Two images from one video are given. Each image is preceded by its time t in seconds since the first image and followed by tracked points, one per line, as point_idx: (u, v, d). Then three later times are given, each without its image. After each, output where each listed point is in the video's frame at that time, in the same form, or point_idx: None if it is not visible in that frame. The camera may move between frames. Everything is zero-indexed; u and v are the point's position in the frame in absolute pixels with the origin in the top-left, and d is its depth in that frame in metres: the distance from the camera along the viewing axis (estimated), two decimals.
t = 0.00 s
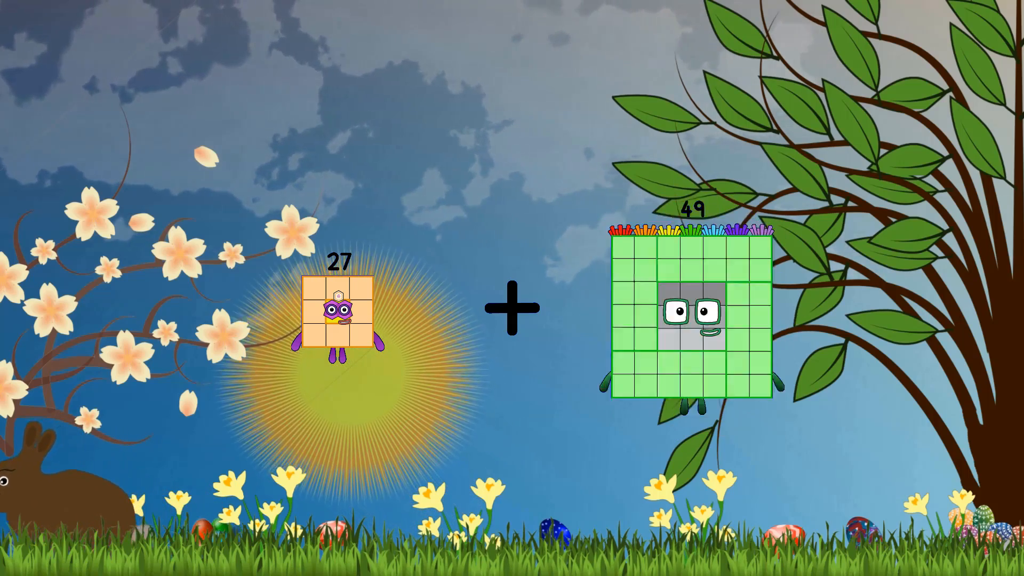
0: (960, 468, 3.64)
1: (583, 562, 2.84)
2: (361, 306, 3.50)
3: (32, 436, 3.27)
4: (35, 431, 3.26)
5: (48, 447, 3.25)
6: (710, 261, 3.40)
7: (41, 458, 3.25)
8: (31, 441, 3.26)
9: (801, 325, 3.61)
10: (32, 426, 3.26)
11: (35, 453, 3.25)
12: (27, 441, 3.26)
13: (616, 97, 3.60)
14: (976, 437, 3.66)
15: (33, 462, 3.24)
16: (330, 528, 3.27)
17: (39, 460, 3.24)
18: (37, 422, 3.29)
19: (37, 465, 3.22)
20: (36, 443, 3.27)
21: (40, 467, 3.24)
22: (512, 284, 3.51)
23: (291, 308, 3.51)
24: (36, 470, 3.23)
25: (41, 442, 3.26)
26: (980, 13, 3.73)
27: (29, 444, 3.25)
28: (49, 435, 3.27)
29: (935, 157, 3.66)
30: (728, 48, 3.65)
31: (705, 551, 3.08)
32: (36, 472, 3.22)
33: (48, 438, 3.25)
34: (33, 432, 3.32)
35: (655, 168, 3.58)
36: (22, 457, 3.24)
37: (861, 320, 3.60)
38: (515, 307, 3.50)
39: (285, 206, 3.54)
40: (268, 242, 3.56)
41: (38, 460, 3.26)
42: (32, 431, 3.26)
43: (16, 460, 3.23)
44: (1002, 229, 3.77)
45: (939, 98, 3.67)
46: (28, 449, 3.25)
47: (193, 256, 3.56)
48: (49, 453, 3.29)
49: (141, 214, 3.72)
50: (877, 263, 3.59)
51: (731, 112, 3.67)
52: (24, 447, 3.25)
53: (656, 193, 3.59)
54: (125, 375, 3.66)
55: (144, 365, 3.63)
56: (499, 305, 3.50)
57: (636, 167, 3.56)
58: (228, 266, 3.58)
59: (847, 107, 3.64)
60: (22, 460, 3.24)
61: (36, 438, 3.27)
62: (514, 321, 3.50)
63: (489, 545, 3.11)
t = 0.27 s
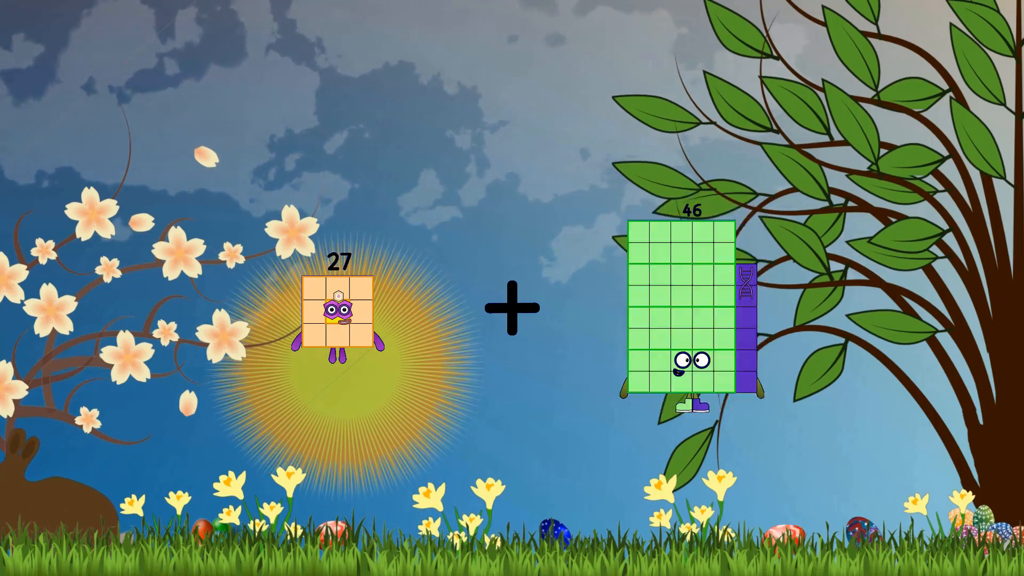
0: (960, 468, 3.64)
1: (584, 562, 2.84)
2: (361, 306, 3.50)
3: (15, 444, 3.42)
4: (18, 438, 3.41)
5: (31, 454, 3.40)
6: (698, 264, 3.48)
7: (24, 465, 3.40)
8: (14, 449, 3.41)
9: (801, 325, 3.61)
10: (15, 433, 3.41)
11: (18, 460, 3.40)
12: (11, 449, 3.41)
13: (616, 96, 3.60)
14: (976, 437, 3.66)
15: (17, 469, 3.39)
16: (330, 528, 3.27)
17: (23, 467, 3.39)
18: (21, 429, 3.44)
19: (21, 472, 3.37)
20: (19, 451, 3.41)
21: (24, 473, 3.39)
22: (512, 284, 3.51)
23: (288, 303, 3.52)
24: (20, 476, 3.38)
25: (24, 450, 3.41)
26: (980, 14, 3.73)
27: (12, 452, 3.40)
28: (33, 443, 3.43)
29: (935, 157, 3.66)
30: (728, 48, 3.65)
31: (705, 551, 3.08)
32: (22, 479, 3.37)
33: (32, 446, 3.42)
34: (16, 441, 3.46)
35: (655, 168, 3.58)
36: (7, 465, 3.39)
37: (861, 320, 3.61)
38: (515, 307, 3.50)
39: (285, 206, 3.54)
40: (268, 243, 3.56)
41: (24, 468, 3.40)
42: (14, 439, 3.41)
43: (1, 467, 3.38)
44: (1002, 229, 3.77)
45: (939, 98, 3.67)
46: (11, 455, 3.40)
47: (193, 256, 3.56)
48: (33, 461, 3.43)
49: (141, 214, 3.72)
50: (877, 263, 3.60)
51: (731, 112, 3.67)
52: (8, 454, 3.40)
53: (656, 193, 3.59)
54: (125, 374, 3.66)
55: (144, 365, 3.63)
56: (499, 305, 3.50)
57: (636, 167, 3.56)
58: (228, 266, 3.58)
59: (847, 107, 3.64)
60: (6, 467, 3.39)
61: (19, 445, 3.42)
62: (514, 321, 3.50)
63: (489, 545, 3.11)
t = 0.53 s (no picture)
0: (960, 468, 3.64)
1: (584, 562, 2.84)
2: (361, 306, 3.49)
3: (10, 446, 3.42)
4: (14, 440, 3.41)
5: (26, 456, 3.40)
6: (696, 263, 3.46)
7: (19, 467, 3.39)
8: (9, 451, 3.41)
9: (801, 325, 3.61)
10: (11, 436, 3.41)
11: (14, 462, 3.40)
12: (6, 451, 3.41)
13: (616, 96, 3.60)
14: (976, 437, 3.66)
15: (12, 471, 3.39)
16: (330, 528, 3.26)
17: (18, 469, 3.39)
18: (17, 431, 3.45)
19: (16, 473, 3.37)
20: (15, 453, 3.41)
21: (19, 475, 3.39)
22: (511, 284, 3.51)
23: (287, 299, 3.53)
24: (16, 477, 3.37)
25: (19, 452, 3.41)
26: (980, 13, 3.73)
27: (7, 454, 3.40)
28: (28, 445, 3.44)
29: (935, 157, 3.66)
30: (728, 48, 3.65)
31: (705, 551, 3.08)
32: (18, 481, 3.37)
33: (27, 448, 3.42)
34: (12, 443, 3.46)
35: (655, 168, 3.58)
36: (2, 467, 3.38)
37: (861, 320, 3.61)
38: (515, 307, 3.50)
39: (285, 206, 3.54)
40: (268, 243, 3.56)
41: (20, 470, 3.40)
42: (10, 441, 3.41)
43: None
44: (1002, 229, 3.77)
45: (939, 98, 3.67)
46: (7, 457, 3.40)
47: (193, 256, 3.56)
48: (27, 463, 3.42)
49: (141, 214, 3.72)
50: (877, 263, 3.60)
51: (731, 112, 3.67)
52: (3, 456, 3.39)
53: (656, 193, 3.59)
54: (125, 375, 3.66)
55: (144, 365, 3.63)
56: (499, 305, 3.50)
57: (636, 167, 3.56)
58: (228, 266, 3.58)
59: (847, 107, 3.64)
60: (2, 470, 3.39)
61: (15, 446, 3.42)
62: (514, 321, 3.50)
63: (489, 545, 3.11)
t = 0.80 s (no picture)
0: (960, 468, 3.64)
1: (584, 562, 2.84)
2: (361, 306, 3.50)
3: (7, 443, 3.43)
4: (10, 438, 3.41)
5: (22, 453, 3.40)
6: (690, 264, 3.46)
7: (16, 464, 3.39)
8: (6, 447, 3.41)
9: (801, 325, 3.61)
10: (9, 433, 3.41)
11: (11, 459, 3.40)
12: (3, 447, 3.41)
13: (616, 96, 3.60)
14: (975, 437, 3.66)
15: (9, 468, 3.39)
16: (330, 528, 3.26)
17: (15, 465, 3.39)
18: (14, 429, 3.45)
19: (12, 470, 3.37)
20: (11, 449, 3.41)
21: (16, 471, 3.39)
22: (511, 284, 3.51)
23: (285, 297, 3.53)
24: (13, 474, 3.38)
25: (16, 448, 3.41)
26: (980, 14, 3.73)
27: (3, 450, 3.40)
28: (25, 441, 3.44)
29: (934, 157, 3.66)
30: (727, 48, 3.65)
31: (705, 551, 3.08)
32: (15, 479, 3.37)
33: (24, 445, 3.42)
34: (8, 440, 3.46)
35: (655, 168, 3.58)
36: None
37: (861, 320, 3.61)
38: (515, 307, 3.50)
39: (285, 206, 3.54)
40: (268, 243, 3.56)
41: (16, 466, 3.40)
42: (7, 437, 3.42)
43: None
44: (1002, 229, 3.77)
45: (939, 98, 3.67)
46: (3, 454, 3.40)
47: (193, 256, 3.56)
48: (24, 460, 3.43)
49: (141, 214, 3.72)
50: (877, 263, 3.60)
51: (731, 112, 3.67)
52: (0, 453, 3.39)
53: (656, 193, 3.59)
54: (125, 375, 3.66)
55: (144, 365, 3.63)
56: (499, 305, 3.50)
57: (636, 167, 3.56)
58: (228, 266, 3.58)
59: (847, 107, 3.64)
60: None
61: (12, 443, 3.42)
62: (514, 321, 3.50)
63: (489, 545, 3.11)
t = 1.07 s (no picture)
0: (960, 468, 3.64)
1: (583, 562, 2.84)
2: (361, 307, 3.50)
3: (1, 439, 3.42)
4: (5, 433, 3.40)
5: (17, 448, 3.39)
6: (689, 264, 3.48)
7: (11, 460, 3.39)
8: None
9: (801, 325, 3.61)
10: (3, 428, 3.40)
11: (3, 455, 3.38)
12: None
13: (616, 96, 3.60)
14: (976, 437, 3.67)
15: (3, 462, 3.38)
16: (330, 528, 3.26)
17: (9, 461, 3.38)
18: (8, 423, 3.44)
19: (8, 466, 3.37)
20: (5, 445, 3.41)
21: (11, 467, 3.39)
22: (511, 284, 3.51)
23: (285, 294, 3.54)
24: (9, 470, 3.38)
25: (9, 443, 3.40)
26: (980, 13, 3.73)
27: None
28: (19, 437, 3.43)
29: (934, 157, 3.66)
30: (727, 48, 3.65)
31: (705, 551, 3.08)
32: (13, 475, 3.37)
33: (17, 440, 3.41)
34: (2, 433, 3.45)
35: (655, 168, 3.58)
36: None
37: (861, 320, 3.61)
38: (515, 307, 3.50)
39: (285, 206, 3.54)
40: (268, 242, 3.56)
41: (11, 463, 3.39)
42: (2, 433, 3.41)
43: None
44: (1002, 229, 3.77)
45: (939, 98, 3.67)
46: None
47: (193, 256, 3.56)
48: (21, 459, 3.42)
49: (141, 214, 3.72)
50: (877, 263, 3.60)
51: (731, 112, 3.67)
52: None
53: (656, 193, 3.59)
54: (125, 375, 3.66)
55: (144, 365, 3.63)
56: (499, 305, 3.50)
57: (636, 167, 3.56)
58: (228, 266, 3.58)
59: (847, 107, 3.64)
60: None
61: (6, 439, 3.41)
62: (514, 321, 3.50)
63: (489, 545, 3.11)
